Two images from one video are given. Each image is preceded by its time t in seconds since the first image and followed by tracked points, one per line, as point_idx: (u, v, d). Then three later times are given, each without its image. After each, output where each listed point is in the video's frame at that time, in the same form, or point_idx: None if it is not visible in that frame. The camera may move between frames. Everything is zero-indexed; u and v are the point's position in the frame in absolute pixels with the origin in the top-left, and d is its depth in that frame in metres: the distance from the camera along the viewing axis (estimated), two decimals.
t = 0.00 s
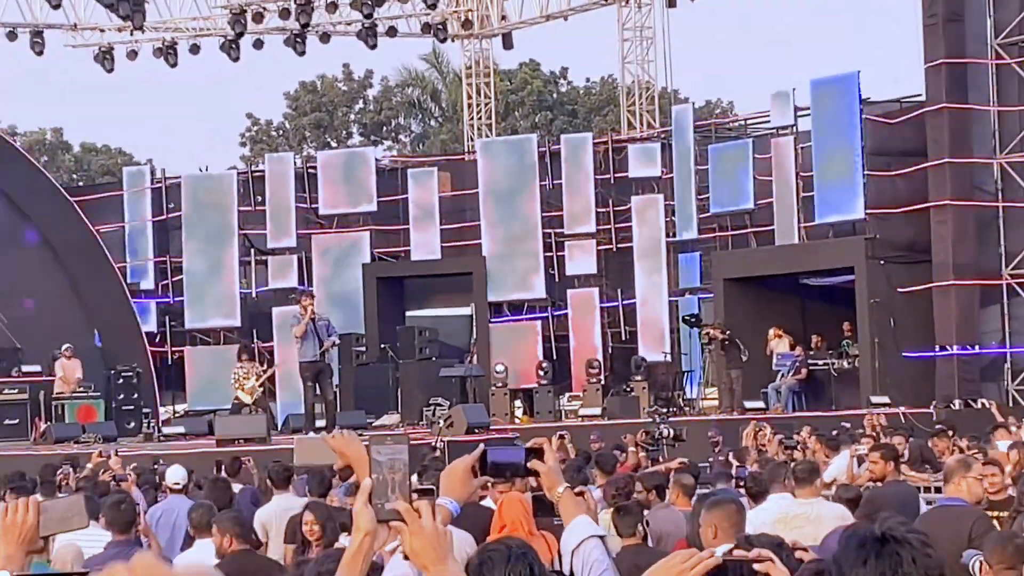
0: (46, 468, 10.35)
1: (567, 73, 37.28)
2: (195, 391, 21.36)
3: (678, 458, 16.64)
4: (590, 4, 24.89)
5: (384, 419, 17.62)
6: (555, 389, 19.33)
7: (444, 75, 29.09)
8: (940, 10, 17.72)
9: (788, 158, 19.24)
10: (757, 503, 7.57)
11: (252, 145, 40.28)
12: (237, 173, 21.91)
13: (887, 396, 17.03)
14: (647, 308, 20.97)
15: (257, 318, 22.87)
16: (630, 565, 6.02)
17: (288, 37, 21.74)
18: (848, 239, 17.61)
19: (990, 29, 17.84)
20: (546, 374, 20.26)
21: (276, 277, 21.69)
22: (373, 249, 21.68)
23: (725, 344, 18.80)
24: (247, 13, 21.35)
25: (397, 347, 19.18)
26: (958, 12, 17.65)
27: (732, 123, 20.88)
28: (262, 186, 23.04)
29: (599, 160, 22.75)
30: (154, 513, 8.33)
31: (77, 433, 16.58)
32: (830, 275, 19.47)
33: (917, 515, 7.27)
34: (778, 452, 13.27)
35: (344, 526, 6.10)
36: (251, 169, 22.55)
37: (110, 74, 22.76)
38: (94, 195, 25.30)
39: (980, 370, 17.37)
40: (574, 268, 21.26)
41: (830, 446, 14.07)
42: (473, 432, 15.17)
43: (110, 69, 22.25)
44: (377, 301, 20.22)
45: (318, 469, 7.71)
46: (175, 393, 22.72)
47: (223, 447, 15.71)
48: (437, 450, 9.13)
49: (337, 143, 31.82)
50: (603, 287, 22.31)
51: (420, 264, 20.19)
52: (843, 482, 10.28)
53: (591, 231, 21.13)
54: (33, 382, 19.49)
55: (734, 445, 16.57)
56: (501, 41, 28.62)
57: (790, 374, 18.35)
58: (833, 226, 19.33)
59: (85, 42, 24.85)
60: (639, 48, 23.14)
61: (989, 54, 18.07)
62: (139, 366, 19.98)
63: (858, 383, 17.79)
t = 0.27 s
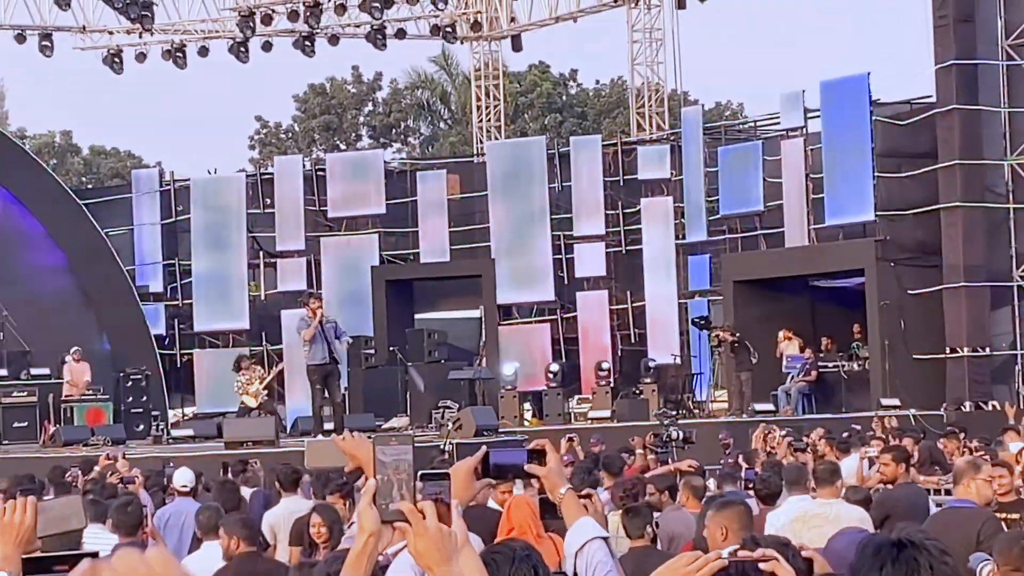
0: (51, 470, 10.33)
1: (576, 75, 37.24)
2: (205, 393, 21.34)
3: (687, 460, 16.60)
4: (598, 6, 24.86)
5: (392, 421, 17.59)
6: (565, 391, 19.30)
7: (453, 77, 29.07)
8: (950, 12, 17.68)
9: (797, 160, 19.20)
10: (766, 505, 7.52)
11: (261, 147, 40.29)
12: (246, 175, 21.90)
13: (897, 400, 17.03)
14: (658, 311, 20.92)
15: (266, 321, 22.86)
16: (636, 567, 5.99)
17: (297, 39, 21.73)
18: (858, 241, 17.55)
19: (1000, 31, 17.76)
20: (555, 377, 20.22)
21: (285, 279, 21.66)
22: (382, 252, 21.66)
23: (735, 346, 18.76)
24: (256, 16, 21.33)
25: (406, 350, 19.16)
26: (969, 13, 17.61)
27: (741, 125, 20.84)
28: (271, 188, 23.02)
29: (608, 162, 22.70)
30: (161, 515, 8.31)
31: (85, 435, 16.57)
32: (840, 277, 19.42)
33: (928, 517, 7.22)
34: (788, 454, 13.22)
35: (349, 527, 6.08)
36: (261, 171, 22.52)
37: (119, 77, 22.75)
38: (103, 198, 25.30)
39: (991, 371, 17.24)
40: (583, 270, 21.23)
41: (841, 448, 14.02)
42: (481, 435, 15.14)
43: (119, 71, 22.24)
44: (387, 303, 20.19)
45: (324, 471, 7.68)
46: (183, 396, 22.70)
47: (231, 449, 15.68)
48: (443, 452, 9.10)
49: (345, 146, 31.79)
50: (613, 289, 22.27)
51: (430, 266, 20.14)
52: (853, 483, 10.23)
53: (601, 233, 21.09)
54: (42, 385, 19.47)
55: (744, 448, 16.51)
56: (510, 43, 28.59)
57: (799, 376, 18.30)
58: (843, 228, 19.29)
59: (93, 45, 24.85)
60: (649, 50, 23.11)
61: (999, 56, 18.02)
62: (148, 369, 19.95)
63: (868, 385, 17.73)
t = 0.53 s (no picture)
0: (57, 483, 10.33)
1: (583, 88, 37.27)
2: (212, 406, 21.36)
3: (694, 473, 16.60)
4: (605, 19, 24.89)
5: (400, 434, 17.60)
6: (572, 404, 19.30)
7: (461, 90, 29.10)
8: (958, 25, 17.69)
9: (805, 173, 19.20)
10: (772, 518, 7.51)
11: (267, 161, 40.36)
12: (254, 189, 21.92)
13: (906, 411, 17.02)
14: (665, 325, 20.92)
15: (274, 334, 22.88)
16: None
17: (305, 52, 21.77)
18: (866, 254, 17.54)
19: (1007, 43, 17.76)
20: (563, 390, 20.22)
21: (293, 292, 21.68)
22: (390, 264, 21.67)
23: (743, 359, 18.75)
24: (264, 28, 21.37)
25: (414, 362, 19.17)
26: (976, 27, 17.61)
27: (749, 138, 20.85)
28: (278, 201, 23.05)
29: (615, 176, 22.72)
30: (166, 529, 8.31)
31: (92, 448, 16.57)
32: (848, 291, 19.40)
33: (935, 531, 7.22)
34: (795, 467, 13.22)
35: (353, 540, 6.08)
36: (268, 184, 22.54)
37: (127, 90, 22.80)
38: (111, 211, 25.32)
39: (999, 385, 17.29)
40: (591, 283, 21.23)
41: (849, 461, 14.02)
42: (488, 448, 15.14)
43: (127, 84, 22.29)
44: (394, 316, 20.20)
45: (330, 485, 7.69)
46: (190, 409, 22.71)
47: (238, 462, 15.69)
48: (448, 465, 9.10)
49: (352, 159, 31.83)
50: (619, 302, 22.27)
51: (437, 279, 20.15)
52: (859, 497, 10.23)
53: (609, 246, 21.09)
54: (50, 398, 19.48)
55: (752, 461, 16.50)
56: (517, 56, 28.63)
57: (807, 389, 18.29)
58: (851, 241, 19.28)
59: (101, 58, 24.89)
60: (656, 63, 23.14)
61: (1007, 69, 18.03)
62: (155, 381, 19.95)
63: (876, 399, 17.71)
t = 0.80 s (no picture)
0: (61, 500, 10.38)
1: (591, 107, 37.32)
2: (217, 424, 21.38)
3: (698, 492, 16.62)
4: (612, 38, 24.93)
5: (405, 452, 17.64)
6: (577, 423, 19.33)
7: (468, 109, 29.15)
8: (963, 45, 17.71)
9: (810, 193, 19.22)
10: (774, 536, 7.52)
11: (276, 178, 40.44)
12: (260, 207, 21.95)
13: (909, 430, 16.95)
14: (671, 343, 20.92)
15: (280, 351, 22.92)
16: None
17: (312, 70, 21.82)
18: (870, 273, 17.56)
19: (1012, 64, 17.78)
20: (568, 409, 20.23)
21: (299, 309, 21.69)
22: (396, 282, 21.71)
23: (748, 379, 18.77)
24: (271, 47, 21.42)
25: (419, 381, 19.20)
26: (981, 47, 17.64)
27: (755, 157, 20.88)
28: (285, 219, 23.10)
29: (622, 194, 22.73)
30: (169, 546, 8.35)
31: (97, 466, 16.62)
32: (854, 310, 19.41)
33: (937, 550, 7.21)
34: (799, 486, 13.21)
35: (354, 558, 6.11)
36: (274, 202, 22.57)
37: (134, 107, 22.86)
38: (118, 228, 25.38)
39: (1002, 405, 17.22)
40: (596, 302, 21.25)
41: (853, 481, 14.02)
42: (492, 465, 15.19)
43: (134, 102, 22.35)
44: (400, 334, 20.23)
45: (331, 502, 7.72)
46: (196, 426, 22.72)
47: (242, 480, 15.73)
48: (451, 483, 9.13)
49: (360, 177, 31.89)
50: (625, 320, 22.27)
51: (443, 297, 20.16)
52: (863, 516, 10.24)
53: (614, 265, 21.10)
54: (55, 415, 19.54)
55: (756, 481, 16.51)
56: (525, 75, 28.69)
57: (812, 409, 18.29)
58: (856, 260, 19.30)
59: (109, 76, 24.97)
60: (662, 83, 23.17)
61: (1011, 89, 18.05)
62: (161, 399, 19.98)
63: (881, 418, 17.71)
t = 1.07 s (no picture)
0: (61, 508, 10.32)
1: (595, 114, 37.28)
2: (223, 432, 21.31)
3: (702, 500, 16.56)
4: (616, 44, 24.89)
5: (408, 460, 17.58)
6: (581, 430, 19.27)
7: (472, 115, 29.12)
8: (968, 53, 17.66)
9: (816, 201, 19.16)
10: (779, 543, 7.48)
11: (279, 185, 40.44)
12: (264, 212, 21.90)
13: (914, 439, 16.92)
14: (675, 352, 20.87)
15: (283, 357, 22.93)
16: None
17: (314, 75, 21.77)
18: (874, 281, 17.49)
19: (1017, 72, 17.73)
20: (571, 416, 20.17)
21: (301, 316, 21.64)
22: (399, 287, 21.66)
23: (751, 388, 18.70)
24: (274, 52, 21.39)
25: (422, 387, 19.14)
26: (986, 55, 17.59)
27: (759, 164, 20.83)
28: (287, 225, 23.05)
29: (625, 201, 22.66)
30: (167, 553, 8.30)
31: (98, 472, 16.56)
32: (858, 318, 19.34)
33: (939, 558, 7.14)
34: (803, 495, 13.14)
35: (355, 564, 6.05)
36: (277, 208, 22.51)
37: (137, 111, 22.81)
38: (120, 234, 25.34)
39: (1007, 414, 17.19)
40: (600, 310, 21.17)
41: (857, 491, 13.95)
42: (495, 472, 15.15)
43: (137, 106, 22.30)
44: (402, 340, 20.16)
45: (331, 509, 7.66)
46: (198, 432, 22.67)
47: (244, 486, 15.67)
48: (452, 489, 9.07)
49: (363, 183, 31.87)
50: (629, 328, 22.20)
51: (445, 304, 20.09)
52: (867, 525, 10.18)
53: (617, 273, 21.04)
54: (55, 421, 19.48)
55: (760, 490, 16.43)
56: (528, 81, 28.64)
57: (816, 417, 18.22)
58: (861, 268, 19.24)
59: (111, 81, 24.92)
60: (666, 89, 23.14)
61: (1016, 97, 17.99)
62: (162, 405, 19.91)
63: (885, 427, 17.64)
